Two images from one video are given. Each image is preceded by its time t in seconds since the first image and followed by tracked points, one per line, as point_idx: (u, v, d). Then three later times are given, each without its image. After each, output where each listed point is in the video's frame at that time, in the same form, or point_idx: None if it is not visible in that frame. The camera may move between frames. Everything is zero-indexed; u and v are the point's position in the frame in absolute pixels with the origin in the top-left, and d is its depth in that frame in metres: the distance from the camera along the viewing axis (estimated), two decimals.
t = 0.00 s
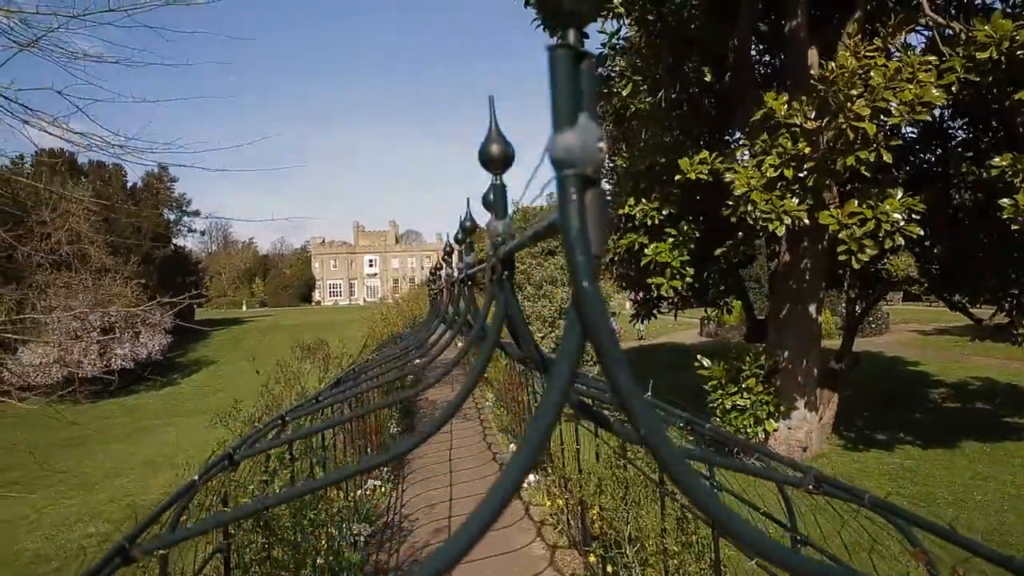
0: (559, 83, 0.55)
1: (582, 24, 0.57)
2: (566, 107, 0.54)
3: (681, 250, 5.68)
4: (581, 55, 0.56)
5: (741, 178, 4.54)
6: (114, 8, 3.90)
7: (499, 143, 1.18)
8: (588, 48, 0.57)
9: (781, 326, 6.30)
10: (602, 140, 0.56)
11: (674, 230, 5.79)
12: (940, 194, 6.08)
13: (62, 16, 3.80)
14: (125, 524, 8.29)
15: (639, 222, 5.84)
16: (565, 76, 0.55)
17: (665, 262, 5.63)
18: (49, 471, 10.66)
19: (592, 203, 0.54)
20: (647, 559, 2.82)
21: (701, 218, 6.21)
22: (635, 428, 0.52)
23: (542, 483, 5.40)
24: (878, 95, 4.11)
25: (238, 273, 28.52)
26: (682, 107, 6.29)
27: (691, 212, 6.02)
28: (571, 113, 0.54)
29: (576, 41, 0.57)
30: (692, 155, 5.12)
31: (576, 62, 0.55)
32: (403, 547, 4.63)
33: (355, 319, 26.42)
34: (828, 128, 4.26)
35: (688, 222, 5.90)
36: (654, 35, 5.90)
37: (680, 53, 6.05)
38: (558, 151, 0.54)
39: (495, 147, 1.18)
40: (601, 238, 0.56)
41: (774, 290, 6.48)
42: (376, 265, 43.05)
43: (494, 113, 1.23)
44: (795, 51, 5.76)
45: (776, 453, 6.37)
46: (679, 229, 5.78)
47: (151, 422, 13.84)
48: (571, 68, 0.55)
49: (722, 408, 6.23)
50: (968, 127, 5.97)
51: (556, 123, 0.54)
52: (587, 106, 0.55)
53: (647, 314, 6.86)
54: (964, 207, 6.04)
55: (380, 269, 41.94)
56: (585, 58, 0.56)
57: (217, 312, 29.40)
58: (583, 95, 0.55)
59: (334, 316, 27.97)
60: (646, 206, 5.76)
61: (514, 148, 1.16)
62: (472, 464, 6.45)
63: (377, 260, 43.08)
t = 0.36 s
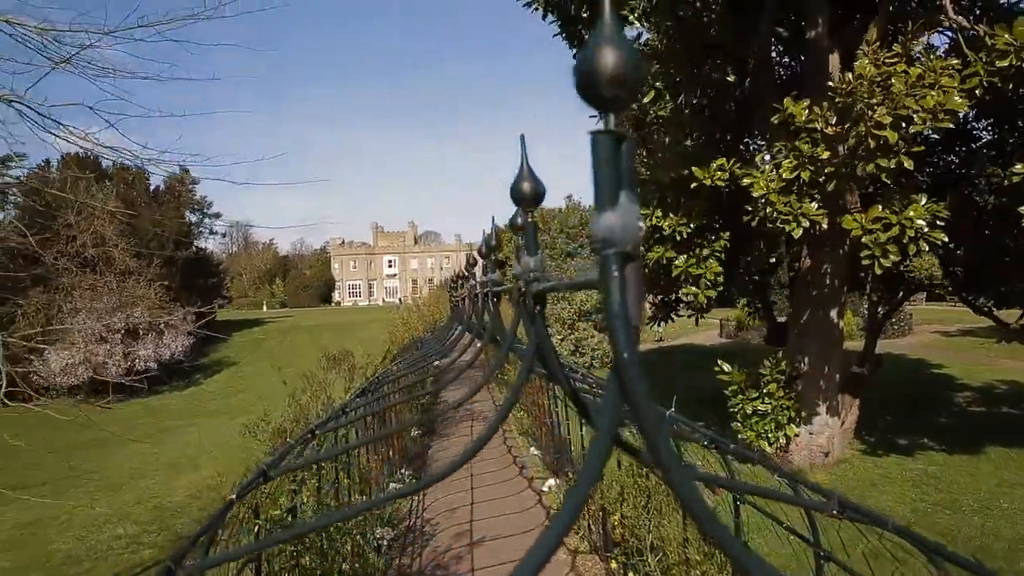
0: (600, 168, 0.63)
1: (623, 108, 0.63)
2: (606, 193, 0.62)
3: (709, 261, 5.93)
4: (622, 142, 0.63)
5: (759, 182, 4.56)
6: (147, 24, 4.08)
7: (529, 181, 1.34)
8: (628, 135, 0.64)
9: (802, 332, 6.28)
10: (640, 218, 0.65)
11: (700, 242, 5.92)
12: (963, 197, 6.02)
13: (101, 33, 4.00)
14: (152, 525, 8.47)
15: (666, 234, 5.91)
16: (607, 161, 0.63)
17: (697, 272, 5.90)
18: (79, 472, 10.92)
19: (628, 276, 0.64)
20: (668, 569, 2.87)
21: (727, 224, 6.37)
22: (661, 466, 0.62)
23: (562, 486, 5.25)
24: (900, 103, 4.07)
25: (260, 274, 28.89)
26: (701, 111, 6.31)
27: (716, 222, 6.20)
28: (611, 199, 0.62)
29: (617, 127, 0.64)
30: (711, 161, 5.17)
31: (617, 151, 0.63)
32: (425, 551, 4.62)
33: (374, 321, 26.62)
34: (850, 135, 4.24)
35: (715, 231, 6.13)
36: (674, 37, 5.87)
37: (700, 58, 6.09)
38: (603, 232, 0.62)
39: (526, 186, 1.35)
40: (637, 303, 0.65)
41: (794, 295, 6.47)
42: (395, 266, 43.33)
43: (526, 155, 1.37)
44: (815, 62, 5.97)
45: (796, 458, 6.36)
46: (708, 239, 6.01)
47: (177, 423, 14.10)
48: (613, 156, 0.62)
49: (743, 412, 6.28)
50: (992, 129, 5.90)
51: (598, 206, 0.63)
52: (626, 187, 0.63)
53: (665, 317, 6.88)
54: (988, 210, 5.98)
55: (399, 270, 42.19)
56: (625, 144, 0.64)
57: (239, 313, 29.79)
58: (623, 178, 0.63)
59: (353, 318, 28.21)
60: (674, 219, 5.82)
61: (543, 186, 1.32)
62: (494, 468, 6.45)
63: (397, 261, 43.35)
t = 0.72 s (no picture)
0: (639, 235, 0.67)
1: (662, 181, 0.66)
2: (646, 261, 0.65)
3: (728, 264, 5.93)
4: (660, 211, 0.66)
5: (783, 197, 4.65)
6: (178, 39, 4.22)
7: (560, 220, 1.38)
8: (668, 204, 0.67)
9: (825, 338, 6.25)
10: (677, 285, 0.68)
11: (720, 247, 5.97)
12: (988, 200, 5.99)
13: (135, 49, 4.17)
14: (180, 526, 8.64)
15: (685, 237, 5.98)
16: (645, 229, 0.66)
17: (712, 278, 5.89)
18: (110, 473, 11.16)
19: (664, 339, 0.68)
20: None
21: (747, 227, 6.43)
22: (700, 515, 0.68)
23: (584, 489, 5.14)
24: (918, 111, 4.14)
25: (282, 275, 29.22)
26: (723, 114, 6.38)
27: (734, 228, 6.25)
28: (651, 265, 0.65)
29: (657, 197, 0.67)
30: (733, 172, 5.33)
31: (657, 221, 0.66)
32: (449, 555, 4.65)
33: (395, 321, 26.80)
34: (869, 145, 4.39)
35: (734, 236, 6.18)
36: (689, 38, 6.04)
37: (722, 61, 6.20)
38: (642, 302, 0.67)
39: (557, 224, 1.39)
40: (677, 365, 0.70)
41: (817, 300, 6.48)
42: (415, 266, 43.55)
43: (557, 190, 1.43)
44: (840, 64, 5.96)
45: (820, 463, 6.35)
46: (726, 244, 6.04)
47: (203, 425, 14.34)
48: (653, 226, 0.65)
49: (765, 417, 6.35)
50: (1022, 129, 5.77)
51: (638, 273, 0.66)
52: (663, 254, 0.66)
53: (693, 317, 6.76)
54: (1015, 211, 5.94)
55: (420, 271, 42.42)
56: (664, 213, 0.67)
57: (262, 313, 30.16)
58: (661, 244, 0.66)
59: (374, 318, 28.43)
60: (693, 224, 5.87)
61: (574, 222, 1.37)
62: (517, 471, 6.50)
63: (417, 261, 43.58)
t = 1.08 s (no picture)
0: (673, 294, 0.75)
1: (693, 244, 0.73)
2: (680, 319, 0.74)
3: (740, 264, 5.99)
4: (695, 273, 0.74)
5: (805, 204, 4.82)
6: (209, 55, 4.35)
7: (593, 249, 1.45)
8: (699, 267, 0.74)
9: (850, 342, 6.22)
10: (709, 339, 0.76)
11: (736, 247, 5.99)
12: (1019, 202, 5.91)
13: (168, 65, 4.32)
14: (208, 527, 8.80)
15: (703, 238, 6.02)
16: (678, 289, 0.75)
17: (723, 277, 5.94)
18: (140, 474, 11.40)
19: (697, 390, 0.76)
20: None
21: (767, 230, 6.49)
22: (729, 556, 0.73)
23: (607, 493, 5.17)
24: (944, 120, 4.20)
25: (305, 277, 29.55)
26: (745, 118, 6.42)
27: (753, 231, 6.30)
28: (684, 324, 0.74)
29: (690, 258, 0.74)
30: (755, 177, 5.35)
31: (690, 282, 0.74)
32: (473, 558, 4.72)
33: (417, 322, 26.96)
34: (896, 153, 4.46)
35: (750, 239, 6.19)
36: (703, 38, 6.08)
37: (744, 65, 6.19)
38: (676, 356, 0.75)
39: (588, 253, 1.47)
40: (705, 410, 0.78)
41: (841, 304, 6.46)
42: (436, 267, 43.74)
43: (589, 221, 1.49)
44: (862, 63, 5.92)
45: (845, 468, 6.32)
46: (739, 246, 6.07)
47: (230, 426, 14.57)
48: (686, 287, 0.73)
49: (790, 422, 6.40)
50: None
51: (673, 330, 0.75)
52: (696, 312, 0.75)
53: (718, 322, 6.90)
54: None
55: (441, 272, 42.62)
56: (696, 273, 0.75)
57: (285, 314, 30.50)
58: (694, 305, 0.74)
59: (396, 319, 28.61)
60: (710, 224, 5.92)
61: (602, 253, 1.44)
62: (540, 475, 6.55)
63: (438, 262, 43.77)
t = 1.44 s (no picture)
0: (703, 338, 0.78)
1: (723, 293, 0.75)
2: (711, 364, 0.78)
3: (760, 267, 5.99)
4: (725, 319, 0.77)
5: (830, 205, 4.74)
6: (239, 68, 4.45)
7: (621, 277, 1.46)
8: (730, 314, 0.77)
9: (875, 346, 6.19)
10: (736, 384, 0.79)
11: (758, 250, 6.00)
12: None
13: (200, 79, 4.43)
14: (236, 528, 8.97)
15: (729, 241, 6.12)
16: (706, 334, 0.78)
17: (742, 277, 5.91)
18: (170, 474, 11.65)
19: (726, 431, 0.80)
20: None
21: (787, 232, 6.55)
22: None
23: (631, 498, 5.20)
24: (972, 124, 4.18)
25: (329, 280, 29.86)
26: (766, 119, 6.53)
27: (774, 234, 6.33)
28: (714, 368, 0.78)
29: (721, 305, 0.76)
30: (778, 181, 5.35)
31: (721, 329, 0.76)
32: (497, 561, 4.78)
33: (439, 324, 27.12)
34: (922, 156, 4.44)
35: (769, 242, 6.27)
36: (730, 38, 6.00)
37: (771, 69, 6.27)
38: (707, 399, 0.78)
39: (616, 280, 1.49)
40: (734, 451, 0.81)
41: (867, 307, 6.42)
42: (458, 268, 43.94)
43: (618, 246, 1.51)
44: (887, 64, 5.94)
45: (871, 473, 6.29)
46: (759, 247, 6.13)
47: (256, 427, 14.82)
48: (716, 335, 0.76)
49: (814, 427, 6.39)
50: None
51: (705, 374, 0.78)
52: (726, 358, 0.78)
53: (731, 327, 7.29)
54: None
55: (463, 274, 42.77)
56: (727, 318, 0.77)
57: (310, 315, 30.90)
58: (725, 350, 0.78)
59: (418, 320, 28.81)
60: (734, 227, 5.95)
61: (631, 279, 1.46)
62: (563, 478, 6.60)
63: (459, 263, 43.98)
